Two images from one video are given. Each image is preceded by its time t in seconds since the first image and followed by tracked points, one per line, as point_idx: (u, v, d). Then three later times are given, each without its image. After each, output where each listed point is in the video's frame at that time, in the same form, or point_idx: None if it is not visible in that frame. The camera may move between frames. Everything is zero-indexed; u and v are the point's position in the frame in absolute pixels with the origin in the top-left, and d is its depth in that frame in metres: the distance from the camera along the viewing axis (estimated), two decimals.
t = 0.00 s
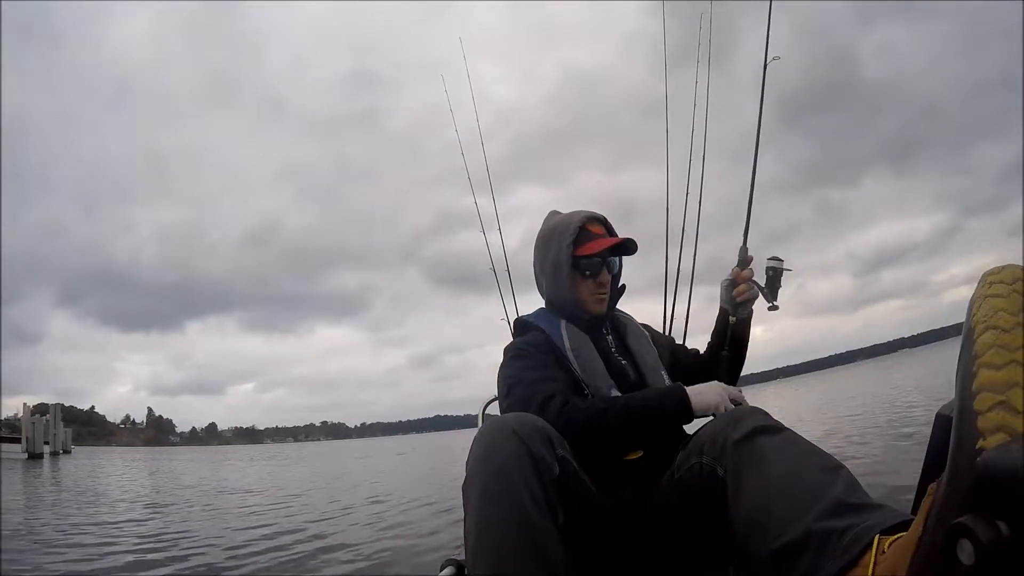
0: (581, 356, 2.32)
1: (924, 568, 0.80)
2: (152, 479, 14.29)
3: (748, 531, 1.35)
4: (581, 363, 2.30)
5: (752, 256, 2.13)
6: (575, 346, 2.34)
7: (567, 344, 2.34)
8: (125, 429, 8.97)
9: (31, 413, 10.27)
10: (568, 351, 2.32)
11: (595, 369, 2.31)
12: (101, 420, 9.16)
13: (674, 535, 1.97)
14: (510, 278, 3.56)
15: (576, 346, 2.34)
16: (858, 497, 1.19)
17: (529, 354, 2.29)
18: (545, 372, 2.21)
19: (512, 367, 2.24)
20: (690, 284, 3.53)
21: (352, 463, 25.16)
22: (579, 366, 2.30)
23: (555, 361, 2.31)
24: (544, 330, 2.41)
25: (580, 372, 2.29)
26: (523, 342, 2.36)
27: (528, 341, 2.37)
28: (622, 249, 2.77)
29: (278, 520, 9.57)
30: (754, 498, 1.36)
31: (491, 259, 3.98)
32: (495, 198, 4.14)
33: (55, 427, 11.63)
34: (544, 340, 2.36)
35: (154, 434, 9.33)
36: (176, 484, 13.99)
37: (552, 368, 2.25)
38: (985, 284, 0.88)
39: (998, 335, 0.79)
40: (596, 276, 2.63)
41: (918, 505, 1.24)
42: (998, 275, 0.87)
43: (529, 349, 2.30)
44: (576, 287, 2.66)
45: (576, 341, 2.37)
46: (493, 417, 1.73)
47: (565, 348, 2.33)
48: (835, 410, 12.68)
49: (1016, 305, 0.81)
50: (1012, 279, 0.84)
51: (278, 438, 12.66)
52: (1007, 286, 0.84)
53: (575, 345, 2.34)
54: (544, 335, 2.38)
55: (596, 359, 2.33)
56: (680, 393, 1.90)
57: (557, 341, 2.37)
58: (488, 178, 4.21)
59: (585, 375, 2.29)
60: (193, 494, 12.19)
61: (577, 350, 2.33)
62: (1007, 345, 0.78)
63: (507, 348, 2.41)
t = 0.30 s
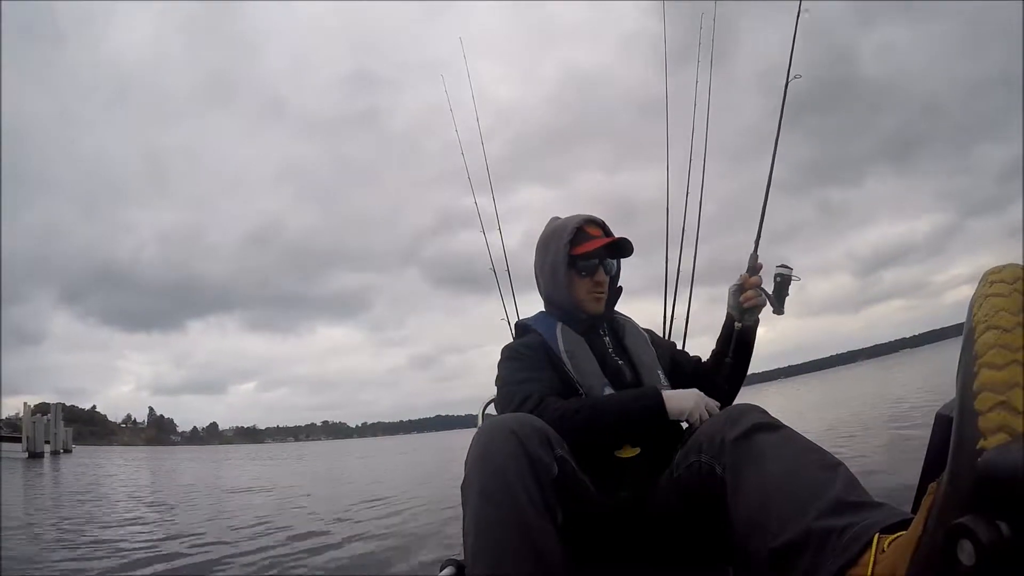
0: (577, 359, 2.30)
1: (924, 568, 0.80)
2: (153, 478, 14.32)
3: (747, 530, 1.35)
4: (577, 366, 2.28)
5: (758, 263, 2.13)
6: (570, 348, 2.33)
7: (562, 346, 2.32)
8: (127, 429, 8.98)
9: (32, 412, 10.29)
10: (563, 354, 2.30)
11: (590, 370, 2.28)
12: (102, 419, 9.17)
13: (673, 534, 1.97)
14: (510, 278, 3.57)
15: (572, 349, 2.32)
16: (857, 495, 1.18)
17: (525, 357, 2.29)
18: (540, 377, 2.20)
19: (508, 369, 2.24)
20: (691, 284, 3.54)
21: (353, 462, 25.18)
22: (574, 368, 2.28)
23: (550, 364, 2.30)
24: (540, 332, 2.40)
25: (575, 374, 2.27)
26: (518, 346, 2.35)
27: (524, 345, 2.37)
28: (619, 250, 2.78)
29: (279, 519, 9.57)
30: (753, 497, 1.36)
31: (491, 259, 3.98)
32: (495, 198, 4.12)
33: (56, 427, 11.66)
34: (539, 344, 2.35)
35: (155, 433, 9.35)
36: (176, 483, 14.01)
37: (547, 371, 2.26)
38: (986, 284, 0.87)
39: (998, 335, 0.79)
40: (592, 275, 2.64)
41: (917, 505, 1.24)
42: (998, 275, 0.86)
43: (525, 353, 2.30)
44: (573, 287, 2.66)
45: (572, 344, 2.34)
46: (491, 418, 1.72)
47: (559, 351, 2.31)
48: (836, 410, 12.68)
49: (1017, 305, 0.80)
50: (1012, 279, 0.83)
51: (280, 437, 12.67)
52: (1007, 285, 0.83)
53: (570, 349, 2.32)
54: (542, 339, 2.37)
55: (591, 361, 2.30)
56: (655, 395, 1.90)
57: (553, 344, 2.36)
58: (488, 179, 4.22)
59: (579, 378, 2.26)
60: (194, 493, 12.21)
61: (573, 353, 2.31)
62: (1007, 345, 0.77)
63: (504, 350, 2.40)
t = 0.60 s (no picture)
0: (577, 356, 2.30)
1: (923, 570, 0.79)
2: (153, 469, 14.39)
3: (747, 531, 1.34)
4: (577, 363, 2.28)
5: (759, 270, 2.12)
6: (571, 345, 2.33)
7: (563, 343, 2.32)
8: (128, 418, 9.04)
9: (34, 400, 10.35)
10: (564, 350, 2.30)
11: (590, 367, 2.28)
12: (104, 408, 9.24)
13: (672, 534, 1.96)
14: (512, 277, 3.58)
15: (573, 346, 2.32)
16: (856, 496, 1.17)
17: (526, 354, 2.28)
18: (540, 373, 2.20)
19: (507, 366, 2.23)
20: (691, 284, 3.26)
21: (352, 458, 25.28)
22: (574, 364, 2.27)
23: (550, 361, 2.30)
24: (542, 329, 2.40)
25: (575, 371, 2.26)
26: (519, 342, 2.34)
27: (525, 341, 2.36)
28: (626, 251, 2.77)
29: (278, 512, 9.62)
30: (753, 497, 1.35)
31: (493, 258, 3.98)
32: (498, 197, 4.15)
33: (57, 415, 11.74)
34: (541, 341, 2.34)
35: (156, 422, 9.42)
36: (176, 474, 14.07)
37: (546, 369, 2.25)
38: (988, 284, 0.86)
39: (999, 335, 0.77)
40: (597, 273, 2.62)
41: (917, 506, 1.22)
42: (999, 275, 0.85)
43: (525, 350, 2.29)
44: (578, 285, 2.65)
45: (573, 341, 2.35)
46: (491, 416, 1.72)
47: (561, 347, 2.31)
48: (836, 416, 12.67)
49: (1017, 306, 0.79)
50: (1013, 278, 0.82)
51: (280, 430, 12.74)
52: (1008, 285, 0.81)
53: (572, 345, 2.32)
54: (543, 336, 2.36)
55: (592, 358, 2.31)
56: (641, 378, 1.87)
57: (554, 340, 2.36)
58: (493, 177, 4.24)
59: (579, 373, 2.26)
60: (194, 485, 12.26)
61: (574, 350, 2.31)
62: (1008, 345, 0.76)
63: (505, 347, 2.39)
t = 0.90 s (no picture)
0: (575, 355, 2.32)
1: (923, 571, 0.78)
2: (151, 471, 14.37)
3: (745, 532, 1.33)
4: (574, 362, 2.29)
5: (796, 287, 2.12)
6: (570, 344, 2.35)
7: (561, 342, 2.33)
8: (127, 421, 9.03)
9: (33, 403, 10.34)
10: (562, 349, 2.31)
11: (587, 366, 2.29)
12: (103, 411, 9.22)
13: (671, 534, 1.95)
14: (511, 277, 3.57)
15: (571, 346, 2.33)
16: (854, 496, 1.16)
17: (524, 353, 2.28)
18: (537, 372, 2.21)
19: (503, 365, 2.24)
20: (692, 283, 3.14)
21: (352, 460, 25.27)
22: (571, 363, 2.28)
23: (547, 360, 2.31)
24: (541, 329, 2.40)
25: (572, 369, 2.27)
26: (518, 341, 2.34)
27: (524, 340, 2.36)
28: (624, 250, 2.77)
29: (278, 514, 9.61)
30: (750, 497, 1.34)
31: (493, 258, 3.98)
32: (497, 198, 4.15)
33: (55, 417, 11.72)
34: (539, 340, 2.35)
35: (155, 425, 9.41)
36: (174, 476, 14.04)
37: (543, 368, 2.26)
38: (988, 284, 0.86)
39: (1002, 335, 0.77)
40: (596, 271, 2.62)
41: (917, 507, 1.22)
42: (1000, 275, 0.85)
43: (522, 349, 2.30)
44: (577, 284, 2.64)
45: (572, 340, 2.36)
46: (487, 418, 1.72)
47: (559, 347, 2.33)
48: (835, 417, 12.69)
49: (1019, 306, 0.79)
50: (1013, 279, 0.81)
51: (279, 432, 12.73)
52: (1009, 285, 0.81)
53: (570, 345, 2.34)
54: (540, 336, 2.36)
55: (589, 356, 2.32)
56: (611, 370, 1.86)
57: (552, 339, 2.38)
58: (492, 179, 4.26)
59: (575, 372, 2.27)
60: (193, 487, 12.23)
61: (571, 349, 2.33)
62: (1010, 346, 0.76)
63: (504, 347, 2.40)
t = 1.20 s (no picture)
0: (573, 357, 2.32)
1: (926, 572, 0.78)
2: (149, 480, 14.29)
3: (745, 534, 1.33)
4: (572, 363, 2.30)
5: (776, 279, 2.11)
6: (568, 347, 2.34)
7: (559, 344, 2.33)
8: (123, 430, 8.97)
9: (28, 414, 10.25)
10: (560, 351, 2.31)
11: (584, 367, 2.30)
12: (99, 421, 9.16)
13: (671, 534, 1.95)
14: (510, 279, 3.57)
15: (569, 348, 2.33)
16: (854, 498, 1.17)
17: (522, 354, 2.29)
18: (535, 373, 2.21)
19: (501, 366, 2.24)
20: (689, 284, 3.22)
21: (350, 464, 25.20)
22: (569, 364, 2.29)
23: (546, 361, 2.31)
24: (540, 331, 2.40)
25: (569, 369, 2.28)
26: (516, 342, 2.35)
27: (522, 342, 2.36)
28: (624, 249, 2.77)
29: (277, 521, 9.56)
30: (750, 499, 1.34)
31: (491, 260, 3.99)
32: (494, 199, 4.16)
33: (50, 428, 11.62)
34: (537, 343, 2.35)
35: (152, 434, 9.35)
36: (172, 485, 13.97)
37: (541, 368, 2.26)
38: (990, 285, 0.86)
39: (1004, 336, 0.77)
40: (596, 269, 2.62)
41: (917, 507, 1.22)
42: (1001, 275, 0.85)
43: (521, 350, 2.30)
44: (577, 283, 2.64)
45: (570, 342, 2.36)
46: (485, 418, 1.72)
47: (558, 349, 2.33)
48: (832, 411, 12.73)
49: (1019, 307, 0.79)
50: (1013, 280, 0.82)
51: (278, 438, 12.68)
52: (1010, 287, 0.81)
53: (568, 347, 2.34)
54: (539, 336, 2.37)
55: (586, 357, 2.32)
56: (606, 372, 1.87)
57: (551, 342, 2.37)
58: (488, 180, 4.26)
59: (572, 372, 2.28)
60: (190, 495, 12.16)
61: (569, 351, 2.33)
62: (1012, 347, 0.76)
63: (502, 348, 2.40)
